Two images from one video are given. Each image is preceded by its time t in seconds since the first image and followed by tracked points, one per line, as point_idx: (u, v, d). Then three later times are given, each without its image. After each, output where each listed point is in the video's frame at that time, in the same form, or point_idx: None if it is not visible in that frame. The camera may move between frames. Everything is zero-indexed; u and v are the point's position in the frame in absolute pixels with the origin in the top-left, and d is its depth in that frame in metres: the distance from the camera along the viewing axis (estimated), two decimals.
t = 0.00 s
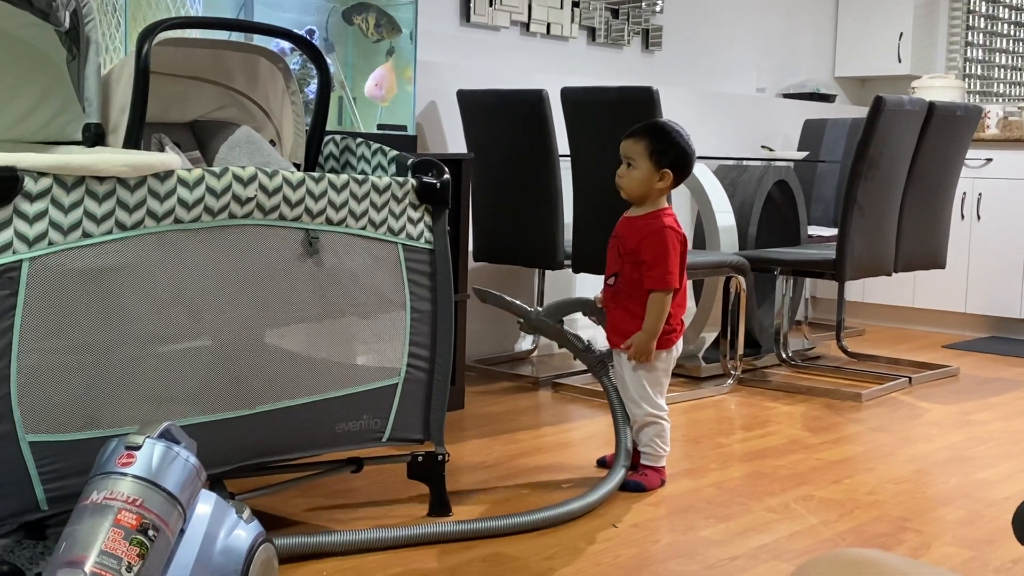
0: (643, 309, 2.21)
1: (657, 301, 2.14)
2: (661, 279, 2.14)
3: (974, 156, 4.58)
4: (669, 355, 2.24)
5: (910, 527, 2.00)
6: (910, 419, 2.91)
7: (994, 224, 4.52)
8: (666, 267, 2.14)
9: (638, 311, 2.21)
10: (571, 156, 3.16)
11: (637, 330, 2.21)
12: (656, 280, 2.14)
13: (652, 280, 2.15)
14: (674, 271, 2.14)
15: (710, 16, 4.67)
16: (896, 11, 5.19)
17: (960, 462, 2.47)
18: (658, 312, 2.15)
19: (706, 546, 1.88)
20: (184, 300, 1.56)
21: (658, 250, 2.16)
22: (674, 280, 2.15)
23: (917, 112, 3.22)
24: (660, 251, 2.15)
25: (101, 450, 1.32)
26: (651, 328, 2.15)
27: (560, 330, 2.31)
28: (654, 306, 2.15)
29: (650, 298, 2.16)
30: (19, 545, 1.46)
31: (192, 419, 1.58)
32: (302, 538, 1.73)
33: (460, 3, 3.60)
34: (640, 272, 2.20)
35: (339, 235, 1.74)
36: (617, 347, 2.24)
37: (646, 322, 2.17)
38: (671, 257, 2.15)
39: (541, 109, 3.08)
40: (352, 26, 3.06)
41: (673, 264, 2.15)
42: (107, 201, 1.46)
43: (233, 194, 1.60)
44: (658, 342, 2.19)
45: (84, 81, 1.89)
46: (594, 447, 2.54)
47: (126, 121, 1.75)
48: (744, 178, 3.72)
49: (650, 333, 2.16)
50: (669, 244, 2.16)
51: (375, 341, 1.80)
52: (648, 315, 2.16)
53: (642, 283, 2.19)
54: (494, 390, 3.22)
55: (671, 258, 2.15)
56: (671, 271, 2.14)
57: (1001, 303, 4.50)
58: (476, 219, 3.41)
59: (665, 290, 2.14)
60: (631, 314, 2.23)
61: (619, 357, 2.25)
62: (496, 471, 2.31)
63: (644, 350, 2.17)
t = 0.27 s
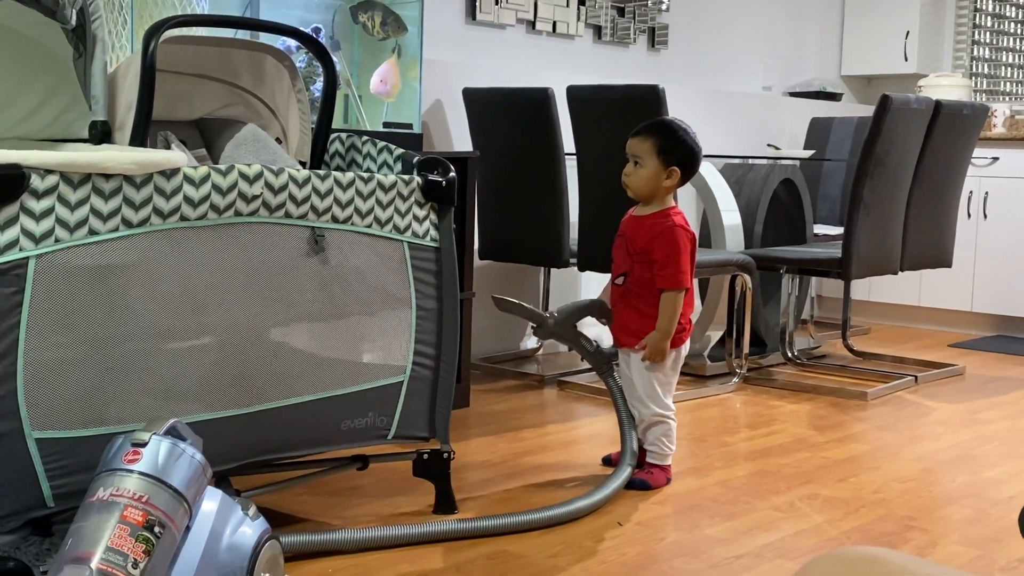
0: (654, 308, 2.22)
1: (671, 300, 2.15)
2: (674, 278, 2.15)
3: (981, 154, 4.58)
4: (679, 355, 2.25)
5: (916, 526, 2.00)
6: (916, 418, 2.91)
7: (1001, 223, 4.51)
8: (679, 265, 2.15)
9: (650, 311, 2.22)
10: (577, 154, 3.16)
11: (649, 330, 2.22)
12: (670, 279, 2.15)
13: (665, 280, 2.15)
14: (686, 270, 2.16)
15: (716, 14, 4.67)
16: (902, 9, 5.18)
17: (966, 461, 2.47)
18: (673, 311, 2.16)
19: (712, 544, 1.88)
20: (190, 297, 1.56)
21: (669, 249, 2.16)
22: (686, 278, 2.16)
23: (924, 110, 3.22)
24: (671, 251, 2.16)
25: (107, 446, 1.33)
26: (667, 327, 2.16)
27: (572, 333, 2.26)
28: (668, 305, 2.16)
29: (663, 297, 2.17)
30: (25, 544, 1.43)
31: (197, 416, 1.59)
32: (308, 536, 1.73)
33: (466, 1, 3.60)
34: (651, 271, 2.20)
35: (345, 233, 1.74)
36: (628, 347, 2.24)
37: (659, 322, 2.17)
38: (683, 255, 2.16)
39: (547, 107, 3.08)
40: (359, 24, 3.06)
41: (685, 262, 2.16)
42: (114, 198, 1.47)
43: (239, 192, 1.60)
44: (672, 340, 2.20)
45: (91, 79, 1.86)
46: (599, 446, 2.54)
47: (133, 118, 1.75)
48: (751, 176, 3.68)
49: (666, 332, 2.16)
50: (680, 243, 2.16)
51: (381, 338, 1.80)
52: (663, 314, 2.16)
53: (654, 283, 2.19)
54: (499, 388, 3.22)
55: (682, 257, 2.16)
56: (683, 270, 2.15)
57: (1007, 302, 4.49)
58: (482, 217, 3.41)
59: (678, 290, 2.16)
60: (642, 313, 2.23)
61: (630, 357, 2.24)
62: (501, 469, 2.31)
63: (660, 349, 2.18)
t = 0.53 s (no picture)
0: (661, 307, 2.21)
1: (675, 299, 2.15)
2: (679, 277, 2.14)
3: (985, 153, 4.57)
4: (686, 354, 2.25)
5: (920, 525, 2.00)
6: (920, 417, 2.91)
7: (1005, 222, 4.50)
8: (684, 264, 2.14)
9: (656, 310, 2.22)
10: (581, 153, 3.16)
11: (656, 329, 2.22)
12: (674, 278, 2.15)
13: (670, 279, 2.15)
14: (692, 269, 2.15)
15: (721, 13, 4.67)
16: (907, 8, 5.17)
17: (970, 460, 2.46)
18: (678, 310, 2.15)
19: (716, 543, 1.88)
20: (194, 295, 1.57)
21: (675, 248, 2.15)
22: (693, 277, 2.15)
23: (929, 109, 3.21)
24: (677, 250, 2.15)
25: (112, 444, 1.33)
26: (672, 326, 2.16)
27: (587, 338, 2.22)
28: (673, 304, 2.16)
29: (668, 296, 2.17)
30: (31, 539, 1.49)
31: (202, 413, 1.59)
32: (312, 534, 1.73)
33: None
34: (657, 271, 2.20)
35: (349, 231, 1.74)
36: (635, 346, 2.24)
37: (665, 321, 2.17)
38: (688, 254, 2.15)
39: (551, 106, 3.08)
40: (364, 23, 3.07)
41: (690, 261, 2.15)
42: (119, 196, 1.47)
43: (244, 190, 1.60)
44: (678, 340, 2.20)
45: (96, 76, 1.89)
46: (603, 444, 2.54)
47: (138, 116, 1.75)
48: (756, 175, 3.68)
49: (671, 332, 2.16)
50: (686, 242, 2.16)
51: (385, 336, 1.81)
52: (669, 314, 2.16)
53: (660, 282, 2.19)
54: (503, 386, 3.22)
55: (688, 256, 2.15)
56: (689, 270, 2.15)
57: (1012, 301, 4.48)
58: (486, 215, 3.41)
59: (684, 288, 2.15)
60: (649, 313, 2.23)
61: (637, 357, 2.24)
62: (505, 468, 2.31)
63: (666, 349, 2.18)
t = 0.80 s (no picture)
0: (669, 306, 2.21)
1: (684, 297, 2.15)
2: (688, 275, 2.14)
3: (989, 152, 4.57)
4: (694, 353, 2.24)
5: (923, 523, 1.99)
6: (923, 415, 2.90)
7: (1009, 221, 4.50)
8: (693, 262, 2.15)
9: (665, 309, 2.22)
10: (585, 151, 3.16)
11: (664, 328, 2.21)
12: (683, 276, 2.15)
13: (679, 277, 2.15)
14: (701, 267, 2.15)
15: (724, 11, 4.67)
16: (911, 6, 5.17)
17: (974, 459, 2.46)
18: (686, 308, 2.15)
19: (719, 542, 1.88)
20: (198, 293, 1.57)
21: (684, 246, 2.16)
22: (701, 275, 2.15)
23: (932, 107, 3.21)
24: (686, 248, 2.15)
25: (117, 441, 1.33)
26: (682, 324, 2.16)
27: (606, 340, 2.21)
28: (682, 302, 2.16)
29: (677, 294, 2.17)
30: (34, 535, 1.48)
31: (205, 411, 1.59)
32: (315, 532, 1.72)
33: None
34: (666, 270, 2.20)
35: (353, 229, 1.74)
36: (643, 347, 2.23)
37: (675, 319, 2.17)
38: (696, 252, 2.15)
39: (554, 104, 3.08)
40: (365, 21, 3.06)
41: (699, 259, 2.16)
42: (122, 194, 1.46)
43: (247, 188, 1.60)
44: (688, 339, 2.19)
45: (99, 75, 1.94)
46: (606, 443, 2.54)
47: (141, 115, 1.75)
48: (759, 173, 3.69)
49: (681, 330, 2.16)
50: (694, 239, 2.16)
51: (388, 335, 1.81)
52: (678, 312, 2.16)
53: (669, 281, 2.19)
54: (506, 384, 3.22)
55: (697, 254, 2.16)
56: (698, 268, 2.15)
57: (1015, 300, 4.48)
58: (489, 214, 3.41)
59: (693, 287, 2.15)
60: (657, 312, 2.23)
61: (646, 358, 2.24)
62: (508, 466, 2.31)
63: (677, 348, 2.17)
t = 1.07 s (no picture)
0: (682, 303, 2.22)
1: (702, 292, 2.16)
2: (702, 270, 2.15)
3: (991, 150, 4.57)
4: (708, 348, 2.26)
5: (925, 522, 2.00)
6: (925, 414, 2.90)
7: (1010, 219, 4.49)
8: (706, 257, 2.16)
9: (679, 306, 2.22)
10: (586, 149, 3.16)
11: (680, 325, 2.22)
12: (698, 271, 2.16)
13: (695, 273, 2.16)
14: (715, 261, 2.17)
15: (726, 9, 4.66)
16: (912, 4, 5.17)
17: (976, 458, 2.46)
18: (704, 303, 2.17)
19: (721, 540, 1.88)
20: (199, 291, 1.57)
21: (696, 242, 2.16)
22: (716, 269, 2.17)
23: (934, 106, 3.21)
24: (699, 244, 2.16)
25: (119, 439, 1.33)
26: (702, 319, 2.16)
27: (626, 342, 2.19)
28: (698, 297, 2.17)
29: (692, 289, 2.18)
30: (36, 536, 1.40)
31: (207, 410, 1.59)
32: (317, 531, 1.72)
33: None
34: (678, 268, 2.20)
35: (354, 228, 1.74)
36: (658, 347, 2.23)
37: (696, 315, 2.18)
38: (708, 247, 2.17)
39: (556, 103, 3.08)
40: (366, 20, 3.06)
41: (711, 254, 2.17)
42: (123, 192, 1.47)
43: (249, 186, 1.60)
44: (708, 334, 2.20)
45: (101, 74, 1.94)
46: (607, 441, 2.54)
47: (143, 113, 1.75)
48: (761, 172, 3.68)
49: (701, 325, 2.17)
50: (704, 235, 2.18)
51: (390, 333, 1.81)
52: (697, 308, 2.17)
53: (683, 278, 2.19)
54: (508, 383, 3.22)
55: (709, 248, 2.17)
56: (712, 261, 2.16)
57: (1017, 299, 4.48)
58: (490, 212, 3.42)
59: (709, 280, 2.16)
60: (670, 310, 2.23)
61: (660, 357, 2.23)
62: (510, 464, 2.31)
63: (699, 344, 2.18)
